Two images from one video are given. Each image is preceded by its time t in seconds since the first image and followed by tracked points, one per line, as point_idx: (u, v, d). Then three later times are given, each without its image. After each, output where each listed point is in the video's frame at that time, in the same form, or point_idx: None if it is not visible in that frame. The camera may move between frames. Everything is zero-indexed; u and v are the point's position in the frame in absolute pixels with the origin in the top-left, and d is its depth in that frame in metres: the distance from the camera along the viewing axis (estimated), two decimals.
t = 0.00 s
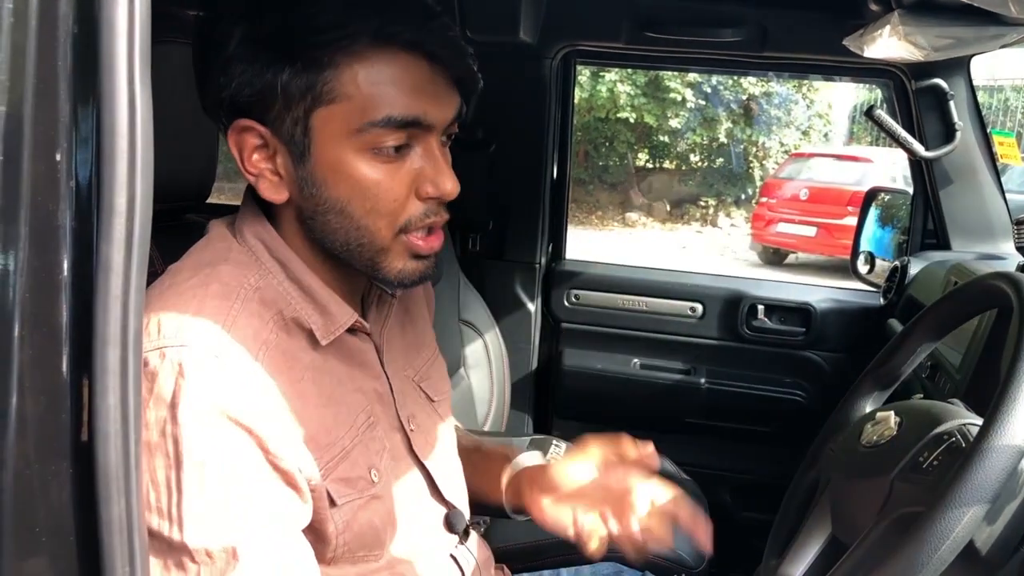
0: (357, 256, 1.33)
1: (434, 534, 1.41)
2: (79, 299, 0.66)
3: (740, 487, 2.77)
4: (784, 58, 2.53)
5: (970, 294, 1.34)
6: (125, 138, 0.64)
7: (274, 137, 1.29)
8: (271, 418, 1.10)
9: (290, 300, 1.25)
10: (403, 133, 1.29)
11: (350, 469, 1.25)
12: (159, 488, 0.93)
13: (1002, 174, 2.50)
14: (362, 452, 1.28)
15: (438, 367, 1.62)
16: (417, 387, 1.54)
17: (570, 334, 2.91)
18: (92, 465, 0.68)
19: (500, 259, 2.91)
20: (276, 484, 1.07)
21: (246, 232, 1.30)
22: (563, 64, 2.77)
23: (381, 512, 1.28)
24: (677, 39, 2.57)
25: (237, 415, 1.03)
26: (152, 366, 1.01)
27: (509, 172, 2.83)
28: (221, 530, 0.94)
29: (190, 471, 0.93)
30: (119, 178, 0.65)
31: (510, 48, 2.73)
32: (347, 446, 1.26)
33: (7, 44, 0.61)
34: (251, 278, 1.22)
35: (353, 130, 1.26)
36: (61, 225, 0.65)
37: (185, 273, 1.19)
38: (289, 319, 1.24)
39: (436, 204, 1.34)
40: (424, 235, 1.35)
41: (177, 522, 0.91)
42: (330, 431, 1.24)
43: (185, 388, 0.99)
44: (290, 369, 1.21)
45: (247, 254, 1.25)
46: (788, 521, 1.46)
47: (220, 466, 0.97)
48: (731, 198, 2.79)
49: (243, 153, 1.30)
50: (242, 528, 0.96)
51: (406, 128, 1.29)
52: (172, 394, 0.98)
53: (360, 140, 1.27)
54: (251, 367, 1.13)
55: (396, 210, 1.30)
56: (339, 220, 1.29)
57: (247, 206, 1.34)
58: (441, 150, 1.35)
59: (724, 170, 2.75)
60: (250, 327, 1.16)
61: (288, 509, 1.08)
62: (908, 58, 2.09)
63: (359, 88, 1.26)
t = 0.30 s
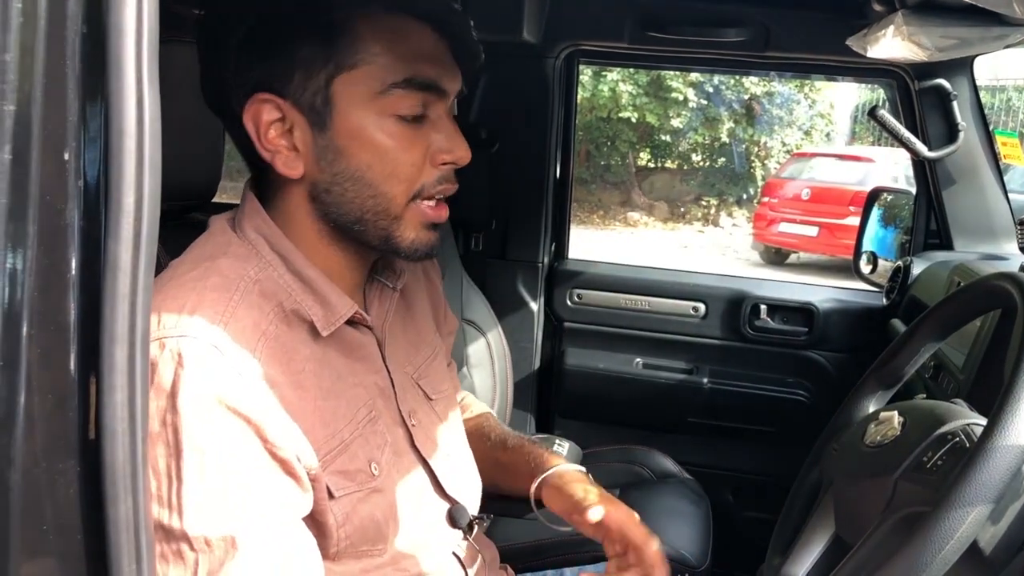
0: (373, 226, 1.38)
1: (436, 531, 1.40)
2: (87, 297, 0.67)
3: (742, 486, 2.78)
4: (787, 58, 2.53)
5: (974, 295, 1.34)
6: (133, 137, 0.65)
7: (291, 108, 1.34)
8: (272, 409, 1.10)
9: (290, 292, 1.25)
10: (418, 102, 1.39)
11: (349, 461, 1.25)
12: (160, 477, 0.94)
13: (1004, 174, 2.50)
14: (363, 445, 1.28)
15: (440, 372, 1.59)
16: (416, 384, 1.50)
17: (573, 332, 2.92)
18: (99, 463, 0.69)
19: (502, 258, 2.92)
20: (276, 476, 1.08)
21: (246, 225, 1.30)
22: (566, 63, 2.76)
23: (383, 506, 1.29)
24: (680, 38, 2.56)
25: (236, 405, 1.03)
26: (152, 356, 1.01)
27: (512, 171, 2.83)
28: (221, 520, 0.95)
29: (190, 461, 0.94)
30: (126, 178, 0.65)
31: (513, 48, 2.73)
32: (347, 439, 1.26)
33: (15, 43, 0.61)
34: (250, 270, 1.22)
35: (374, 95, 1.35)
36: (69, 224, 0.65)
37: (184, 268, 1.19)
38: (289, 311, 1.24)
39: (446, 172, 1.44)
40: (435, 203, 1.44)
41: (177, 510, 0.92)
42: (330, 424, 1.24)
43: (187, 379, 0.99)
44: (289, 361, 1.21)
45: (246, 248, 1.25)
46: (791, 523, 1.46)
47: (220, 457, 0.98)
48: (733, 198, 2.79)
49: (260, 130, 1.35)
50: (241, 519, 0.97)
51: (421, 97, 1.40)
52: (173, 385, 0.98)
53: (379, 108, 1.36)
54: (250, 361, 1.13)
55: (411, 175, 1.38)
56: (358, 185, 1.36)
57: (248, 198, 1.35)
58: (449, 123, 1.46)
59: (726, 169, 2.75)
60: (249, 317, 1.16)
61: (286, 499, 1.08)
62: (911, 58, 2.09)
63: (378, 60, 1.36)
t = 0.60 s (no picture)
0: (411, 226, 1.45)
1: (431, 517, 1.42)
2: (81, 295, 0.66)
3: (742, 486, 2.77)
4: (787, 57, 2.53)
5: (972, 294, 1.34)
6: (128, 134, 0.64)
7: (384, 117, 1.35)
8: (268, 409, 1.10)
9: (278, 286, 1.24)
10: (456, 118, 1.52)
11: (346, 453, 1.25)
12: (154, 483, 0.94)
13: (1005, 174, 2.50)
14: (356, 434, 1.28)
15: (414, 353, 1.59)
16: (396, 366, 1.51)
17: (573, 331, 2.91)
18: (92, 462, 0.68)
19: (502, 257, 2.91)
20: (273, 476, 1.08)
21: (226, 220, 1.27)
22: (566, 62, 2.76)
23: (379, 492, 1.30)
24: (681, 37, 2.56)
25: (231, 406, 1.03)
26: (144, 359, 1.00)
27: (511, 170, 2.82)
28: (216, 523, 0.95)
29: (183, 466, 0.95)
30: (120, 175, 0.65)
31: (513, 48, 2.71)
32: (342, 431, 1.26)
33: (8, 40, 0.60)
34: (237, 267, 1.21)
35: (445, 110, 1.45)
36: (62, 221, 0.65)
37: (171, 267, 1.17)
38: (278, 306, 1.23)
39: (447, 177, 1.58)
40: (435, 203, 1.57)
41: (171, 515, 0.93)
42: (325, 416, 1.24)
43: (181, 382, 0.99)
44: (281, 357, 1.21)
45: (230, 245, 1.23)
46: (788, 524, 1.46)
47: (216, 460, 0.98)
48: (733, 198, 2.79)
49: (355, 130, 1.32)
50: (239, 521, 0.98)
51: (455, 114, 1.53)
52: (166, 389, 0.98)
53: (441, 122, 1.45)
54: (245, 359, 1.12)
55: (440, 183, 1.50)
56: (417, 191, 1.43)
57: (220, 189, 1.31)
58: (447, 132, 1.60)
59: (726, 169, 2.75)
60: (240, 314, 1.16)
61: (283, 498, 1.08)
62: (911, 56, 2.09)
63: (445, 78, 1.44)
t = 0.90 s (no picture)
0: (423, 238, 1.47)
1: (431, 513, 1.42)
2: (83, 294, 0.66)
3: (742, 485, 2.77)
4: (787, 56, 2.53)
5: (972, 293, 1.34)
6: (130, 134, 0.65)
7: (416, 134, 1.37)
8: (277, 403, 1.11)
9: (283, 282, 1.24)
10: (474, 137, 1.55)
11: (349, 450, 1.26)
12: (161, 473, 0.95)
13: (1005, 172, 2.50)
14: (359, 432, 1.28)
15: (417, 355, 1.61)
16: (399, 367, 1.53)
17: (573, 330, 2.91)
18: (96, 460, 0.68)
19: (502, 256, 2.91)
20: (281, 470, 1.08)
21: (237, 216, 1.27)
22: (566, 61, 2.76)
23: (381, 492, 1.30)
24: (682, 36, 2.56)
25: (240, 399, 1.03)
26: (153, 351, 1.00)
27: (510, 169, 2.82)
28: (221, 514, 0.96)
29: (191, 458, 0.95)
30: (123, 173, 0.65)
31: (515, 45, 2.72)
32: (345, 427, 1.26)
33: (11, 39, 0.61)
34: (244, 264, 1.21)
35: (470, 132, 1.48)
36: (65, 220, 0.65)
37: (179, 261, 1.17)
38: (283, 303, 1.23)
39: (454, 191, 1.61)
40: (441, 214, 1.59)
41: (178, 506, 0.93)
42: (327, 412, 1.24)
43: (192, 375, 0.99)
44: (286, 353, 1.21)
45: (239, 241, 1.23)
46: (789, 522, 1.45)
47: (224, 453, 0.98)
48: (734, 196, 2.78)
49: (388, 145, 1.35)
50: (246, 512, 0.99)
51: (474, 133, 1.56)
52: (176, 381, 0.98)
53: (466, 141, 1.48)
54: (250, 354, 1.12)
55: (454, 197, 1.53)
56: (436, 207, 1.45)
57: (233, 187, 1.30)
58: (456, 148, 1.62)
59: (727, 168, 2.75)
60: (247, 309, 1.17)
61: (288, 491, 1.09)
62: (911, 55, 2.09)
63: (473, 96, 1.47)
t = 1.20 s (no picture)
0: (413, 245, 1.39)
1: (430, 514, 1.42)
2: (81, 290, 0.66)
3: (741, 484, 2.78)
4: (788, 55, 2.53)
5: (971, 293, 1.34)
6: (129, 130, 0.64)
7: (384, 124, 1.32)
8: (278, 396, 1.11)
9: (283, 277, 1.23)
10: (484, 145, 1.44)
11: (347, 444, 1.25)
12: (160, 461, 0.95)
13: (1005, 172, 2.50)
14: (358, 427, 1.28)
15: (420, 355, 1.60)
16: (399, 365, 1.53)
17: (573, 328, 2.91)
18: (94, 457, 0.68)
19: (502, 254, 2.90)
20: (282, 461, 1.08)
21: (238, 210, 1.28)
22: (566, 59, 2.76)
23: (380, 486, 1.30)
24: (682, 35, 2.56)
25: (240, 390, 1.03)
26: (153, 341, 1.01)
27: (510, 168, 2.82)
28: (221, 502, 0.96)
29: (191, 447, 0.95)
30: (122, 170, 0.65)
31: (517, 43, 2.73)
32: (344, 421, 1.26)
33: (9, 36, 0.60)
34: (246, 259, 1.21)
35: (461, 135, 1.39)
36: (63, 217, 0.65)
37: (179, 254, 1.18)
38: (283, 297, 1.23)
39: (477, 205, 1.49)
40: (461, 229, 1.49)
41: (178, 494, 0.94)
42: (326, 407, 1.24)
43: (192, 366, 0.99)
44: (286, 345, 1.21)
45: (240, 235, 1.23)
46: (788, 520, 1.45)
47: (224, 443, 0.99)
48: (733, 196, 2.78)
49: (343, 138, 1.31)
50: (247, 503, 0.99)
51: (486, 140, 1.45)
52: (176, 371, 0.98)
53: (460, 145, 1.39)
54: (249, 348, 1.12)
55: (459, 209, 1.42)
56: (420, 212, 1.37)
57: (238, 184, 1.32)
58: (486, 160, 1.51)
59: (726, 168, 2.75)
60: (249, 301, 1.17)
61: (287, 482, 1.09)
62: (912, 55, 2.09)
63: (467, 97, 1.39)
